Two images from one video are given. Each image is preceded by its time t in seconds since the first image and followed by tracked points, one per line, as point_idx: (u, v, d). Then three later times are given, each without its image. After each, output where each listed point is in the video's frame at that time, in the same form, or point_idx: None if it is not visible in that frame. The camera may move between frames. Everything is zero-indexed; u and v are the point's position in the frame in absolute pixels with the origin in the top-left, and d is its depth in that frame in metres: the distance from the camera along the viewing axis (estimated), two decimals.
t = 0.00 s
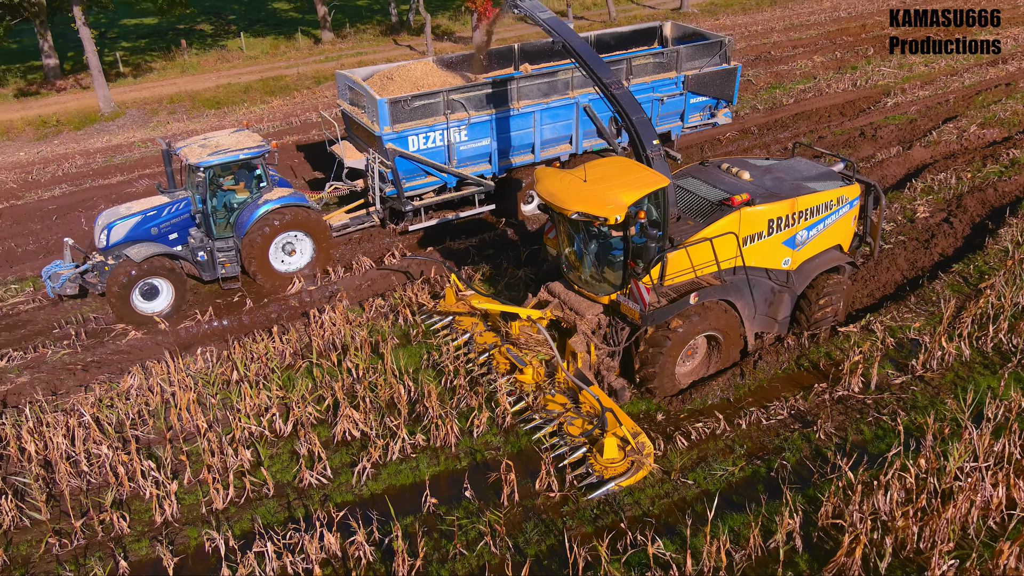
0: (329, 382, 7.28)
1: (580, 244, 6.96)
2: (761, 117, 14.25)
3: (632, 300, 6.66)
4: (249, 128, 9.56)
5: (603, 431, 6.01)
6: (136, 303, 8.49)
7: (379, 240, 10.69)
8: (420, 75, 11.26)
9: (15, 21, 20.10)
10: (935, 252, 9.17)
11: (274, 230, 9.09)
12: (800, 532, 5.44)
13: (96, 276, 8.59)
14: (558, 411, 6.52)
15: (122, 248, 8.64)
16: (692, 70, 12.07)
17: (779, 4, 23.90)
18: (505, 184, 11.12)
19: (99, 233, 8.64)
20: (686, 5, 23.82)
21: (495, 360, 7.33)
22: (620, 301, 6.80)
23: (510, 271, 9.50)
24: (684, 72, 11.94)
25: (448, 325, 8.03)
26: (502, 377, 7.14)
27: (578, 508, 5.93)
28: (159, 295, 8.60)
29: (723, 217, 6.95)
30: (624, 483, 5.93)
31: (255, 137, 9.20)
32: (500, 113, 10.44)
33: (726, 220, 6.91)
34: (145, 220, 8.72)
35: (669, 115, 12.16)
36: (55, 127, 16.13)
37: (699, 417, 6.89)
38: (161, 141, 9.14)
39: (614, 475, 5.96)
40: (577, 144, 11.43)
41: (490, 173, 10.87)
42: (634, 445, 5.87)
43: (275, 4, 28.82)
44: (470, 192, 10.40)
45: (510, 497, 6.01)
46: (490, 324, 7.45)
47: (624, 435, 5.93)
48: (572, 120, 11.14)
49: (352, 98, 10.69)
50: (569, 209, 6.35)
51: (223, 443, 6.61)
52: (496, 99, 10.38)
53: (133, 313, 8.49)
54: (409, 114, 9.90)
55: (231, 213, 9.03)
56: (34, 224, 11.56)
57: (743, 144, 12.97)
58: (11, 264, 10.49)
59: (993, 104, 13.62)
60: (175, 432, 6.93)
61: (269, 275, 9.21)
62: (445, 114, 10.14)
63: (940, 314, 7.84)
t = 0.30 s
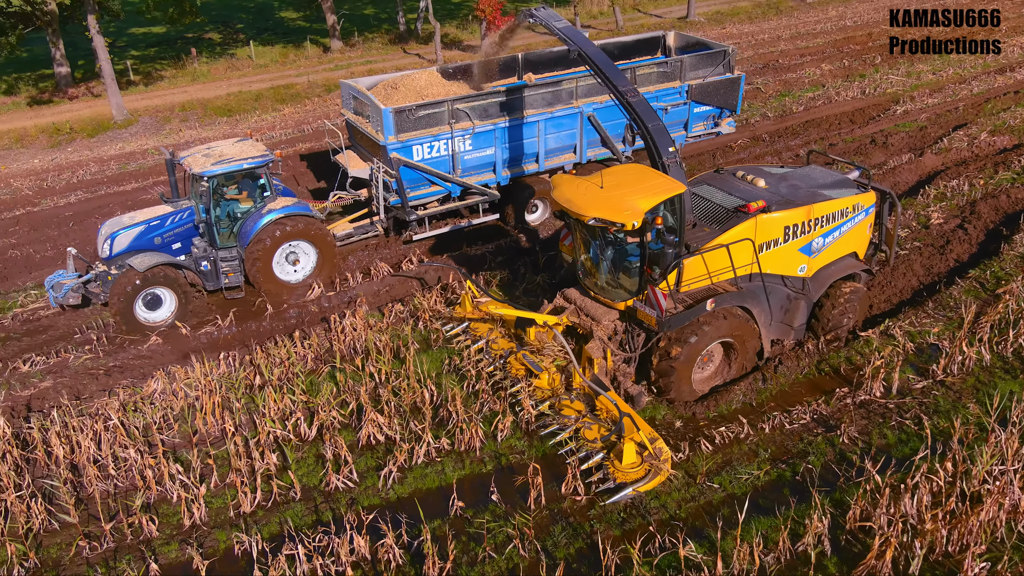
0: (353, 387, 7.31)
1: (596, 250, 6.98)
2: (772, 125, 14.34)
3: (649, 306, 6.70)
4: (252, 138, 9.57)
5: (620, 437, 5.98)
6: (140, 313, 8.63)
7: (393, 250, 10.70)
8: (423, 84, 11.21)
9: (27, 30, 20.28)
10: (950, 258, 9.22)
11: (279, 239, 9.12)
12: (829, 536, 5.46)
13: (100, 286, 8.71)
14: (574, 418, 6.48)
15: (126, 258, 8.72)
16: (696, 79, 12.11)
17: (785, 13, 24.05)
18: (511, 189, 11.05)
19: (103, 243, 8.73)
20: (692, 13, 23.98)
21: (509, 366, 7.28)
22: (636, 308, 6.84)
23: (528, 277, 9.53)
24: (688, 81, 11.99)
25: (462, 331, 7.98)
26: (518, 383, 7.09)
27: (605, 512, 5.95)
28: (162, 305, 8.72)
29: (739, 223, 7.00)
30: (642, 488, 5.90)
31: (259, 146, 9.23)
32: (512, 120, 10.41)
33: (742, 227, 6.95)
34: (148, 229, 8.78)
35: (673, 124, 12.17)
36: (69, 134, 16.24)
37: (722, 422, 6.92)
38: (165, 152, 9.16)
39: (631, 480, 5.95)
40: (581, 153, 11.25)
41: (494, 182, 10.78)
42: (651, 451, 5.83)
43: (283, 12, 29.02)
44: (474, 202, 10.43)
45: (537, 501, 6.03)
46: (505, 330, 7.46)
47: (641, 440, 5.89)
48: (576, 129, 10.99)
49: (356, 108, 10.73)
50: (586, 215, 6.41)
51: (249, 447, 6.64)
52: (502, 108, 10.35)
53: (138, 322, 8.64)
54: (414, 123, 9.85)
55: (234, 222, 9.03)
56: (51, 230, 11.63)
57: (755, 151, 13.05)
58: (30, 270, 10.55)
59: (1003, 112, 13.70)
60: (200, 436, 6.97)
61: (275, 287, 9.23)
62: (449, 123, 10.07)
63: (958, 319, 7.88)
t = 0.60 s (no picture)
0: (376, 388, 7.35)
1: (613, 253, 7.00)
2: (783, 128, 14.40)
3: (667, 309, 6.77)
4: (255, 143, 9.55)
5: (638, 434, 6.02)
6: (144, 319, 8.55)
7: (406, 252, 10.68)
8: (427, 89, 11.13)
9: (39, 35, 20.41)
10: (966, 260, 9.25)
11: (276, 250, 9.04)
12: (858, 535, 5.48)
13: (103, 292, 8.60)
14: (591, 415, 6.49)
15: (129, 264, 8.71)
16: (701, 84, 12.14)
17: (791, 17, 24.15)
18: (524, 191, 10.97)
19: (106, 249, 8.73)
20: (699, 18, 24.08)
21: (524, 364, 7.27)
22: (654, 310, 6.92)
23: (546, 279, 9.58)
24: (693, 86, 12.01)
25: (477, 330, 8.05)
26: (534, 380, 7.05)
27: (632, 511, 5.98)
28: (166, 311, 8.66)
29: (757, 226, 7.03)
30: (660, 486, 5.92)
31: (263, 152, 9.19)
32: (524, 123, 10.39)
33: (760, 229, 6.99)
34: (152, 235, 8.79)
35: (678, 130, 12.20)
36: (81, 138, 16.34)
37: (745, 423, 6.95)
38: (168, 157, 9.06)
39: (649, 477, 5.95)
40: (586, 159, 11.22)
41: (498, 188, 10.70)
42: (669, 450, 5.88)
43: (290, 17, 29.17)
44: (479, 207, 10.39)
45: (564, 501, 6.06)
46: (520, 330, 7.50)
47: (660, 439, 5.94)
48: (581, 134, 10.97)
49: (361, 112, 10.53)
50: (604, 218, 6.46)
51: (275, 447, 6.67)
52: (507, 113, 10.32)
53: (141, 329, 8.55)
54: (419, 128, 9.79)
55: (237, 228, 8.98)
56: (68, 232, 11.69)
57: (767, 155, 13.11)
58: (48, 272, 10.61)
59: (1013, 115, 13.75)
60: (226, 436, 7.01)
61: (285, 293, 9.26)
62: (454, 128, 10.00)
63: (977, 321, 7.91)
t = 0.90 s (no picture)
0: (396, 392, 7.36)
1: (628, 257, 6.97)
2: (792, 133, 14.45)
3: (683, 313, 6.74)
4: (257, 150, 9.46)
5: (655, 432, 6.11)
6: (145, 328, 8.52)
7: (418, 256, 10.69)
8: (431, 95, 11.27)
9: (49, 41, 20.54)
10: (981, 263, 9.26)
11: (273, 262, 9.03)
12: (883, 538, 5.48)
13: (103, 300, 8.58)
14: (606, 412, 6.55)
15: (128, 272, 8.64)
16: (703, 91, 12.19)
17: (797, 23, 24.24)
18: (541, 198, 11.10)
19: (106, 257, 8.69)
20: (705, 24, 24.18)
21: (539, 363, 7.36)
22: (669, 313, 6.87)
23: (561, 283, 9.59)
24: (695, 93, 12.07)
25: (490, 329, 8.19)
26: (548, 378, 7.17)
27: (655, 514, 5.98)
28: (166, 319, 8.61)
29: (772, 230, 7.02)
30: (676, 483, 6.00)
31: (264, 158, 9.12)
32: (538, 128, 10.39)
33: (775, 233, 6.97)
34: (152, 243, 8.69)
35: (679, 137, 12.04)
36: (92, 144, 16.42)
37: (765, 426, 6.96)
38: (168, 163, 8.92)
39: (666, 474, 6.03)
40: (588, 166, 11.12)
41: (501, 195, 10.66)
42: (687, 448, 6.01)
43: (297, 23, 29.31)
44: (480, 215, 10.29)
45: (587, 503, 6.06)
46: (534, 330, 7.63)
47: (676, 437, 6.06)
48: (584, 141, 10.89)
49: (363, 119, 10.45)
50: (621, 221, 6.40)
51: (297, 450, 6.68)
52: (510, 120, 10.27)
53: (142, 338, 8.50)
54: (422, 134, 9.70)
55: (238, 235, 8.91)
56: (82, 237, 11.74)
57: (777, 160, 13.15)
58: (64, 276, 10.64)
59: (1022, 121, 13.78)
60: (246, 439, 7.02)
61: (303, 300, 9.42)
62: (457, 135, 9.93)
63: (994, 324, 7.93)
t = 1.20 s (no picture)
0: (411, 396, 7.34)
1: (639, 261, 6.91)
2: (800, 139, 14.48)
3: (694, 317, 6.72)
4: (252, 157, 9.35)
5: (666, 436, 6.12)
6: (137, 335, 8.35)
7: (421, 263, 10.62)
8: (429, 102, 10.98)
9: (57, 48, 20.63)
10: (993, 268, 9.25)
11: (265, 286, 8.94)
12: (905, 541, 5.45)
13: (97, 309, 8.40)
14: (617, 415, 6.54)
15: (123, 281, 8.40)
16: (704, 98, 12.16)
17: (801, 31, 24.35)
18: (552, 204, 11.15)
19: (99, 265, 8.42)
20: (710, 31, 24.29)
21: (550, 366, 7.38)
22: (681, 318, 6.85)
23: (573, 287, 9.58)
24: (696, 100, 12.06)
25: (500, 332, 8.17)
26: (559, 382, 7.18)
27: (675, 518, 5.95)
28: (161, 328, 8.48)
29: (784, 235, 7.00)
30: (688, 487, 5.95)
31: (260, 165, 9.03)
32: (547, 133, 10.45)
33: (788, 238, 6.95)
34: (147, 251, 8.50)
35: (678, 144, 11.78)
36: (101, 150, 16.46)
37: (782, 430, 6.93)
38: (164, 170, 8.79)
39: (678, 478, 6.00)
40: (588, 173, 11.07)
41: (501, 203, 10.61)
42: (699, 452, 5.99)
43: (302, 31, 29.43)
44: (480, 221, 10.32)
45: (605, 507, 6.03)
46: (545, 334, 7.68)
47: (689, 441, 6.04)
48: (584, 148, 10.86)
49: (361, 125, 10.36)
50: (632, 224, 6.41)
51: (313, 453, 6.65)
52: (510, 126, 10.23)
53: (135, 347, 8.33)
54: (420, 141, 9.69)
55: (235, 243, 8.81)
56: (92, 242, 11.75)
57: (786, 165, 13.17)
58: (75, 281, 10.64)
59: None
60: (262, 443, 6.99)
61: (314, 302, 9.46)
62: (456, 141, 9.92)
63: (1009, 328, 7.92)
